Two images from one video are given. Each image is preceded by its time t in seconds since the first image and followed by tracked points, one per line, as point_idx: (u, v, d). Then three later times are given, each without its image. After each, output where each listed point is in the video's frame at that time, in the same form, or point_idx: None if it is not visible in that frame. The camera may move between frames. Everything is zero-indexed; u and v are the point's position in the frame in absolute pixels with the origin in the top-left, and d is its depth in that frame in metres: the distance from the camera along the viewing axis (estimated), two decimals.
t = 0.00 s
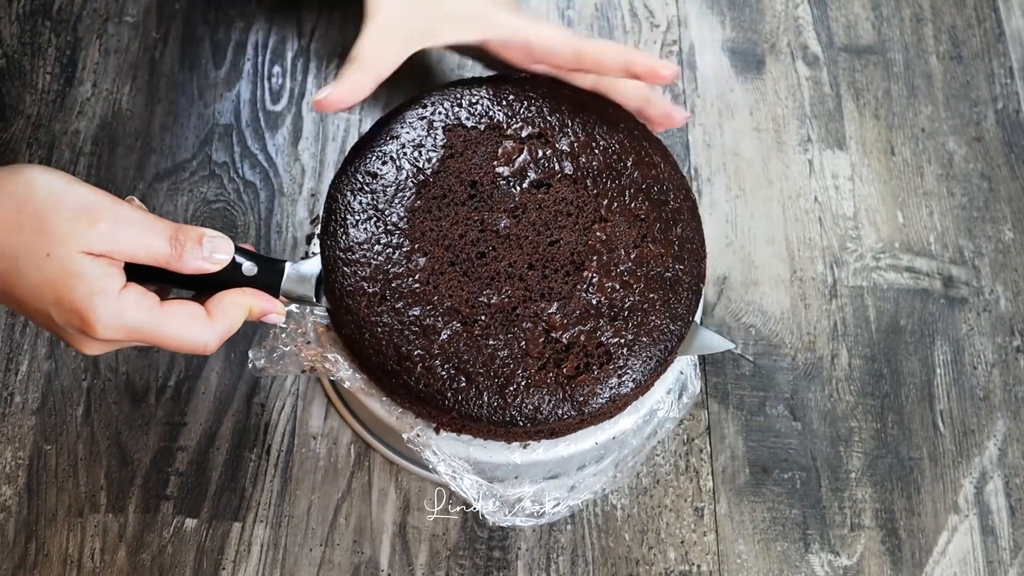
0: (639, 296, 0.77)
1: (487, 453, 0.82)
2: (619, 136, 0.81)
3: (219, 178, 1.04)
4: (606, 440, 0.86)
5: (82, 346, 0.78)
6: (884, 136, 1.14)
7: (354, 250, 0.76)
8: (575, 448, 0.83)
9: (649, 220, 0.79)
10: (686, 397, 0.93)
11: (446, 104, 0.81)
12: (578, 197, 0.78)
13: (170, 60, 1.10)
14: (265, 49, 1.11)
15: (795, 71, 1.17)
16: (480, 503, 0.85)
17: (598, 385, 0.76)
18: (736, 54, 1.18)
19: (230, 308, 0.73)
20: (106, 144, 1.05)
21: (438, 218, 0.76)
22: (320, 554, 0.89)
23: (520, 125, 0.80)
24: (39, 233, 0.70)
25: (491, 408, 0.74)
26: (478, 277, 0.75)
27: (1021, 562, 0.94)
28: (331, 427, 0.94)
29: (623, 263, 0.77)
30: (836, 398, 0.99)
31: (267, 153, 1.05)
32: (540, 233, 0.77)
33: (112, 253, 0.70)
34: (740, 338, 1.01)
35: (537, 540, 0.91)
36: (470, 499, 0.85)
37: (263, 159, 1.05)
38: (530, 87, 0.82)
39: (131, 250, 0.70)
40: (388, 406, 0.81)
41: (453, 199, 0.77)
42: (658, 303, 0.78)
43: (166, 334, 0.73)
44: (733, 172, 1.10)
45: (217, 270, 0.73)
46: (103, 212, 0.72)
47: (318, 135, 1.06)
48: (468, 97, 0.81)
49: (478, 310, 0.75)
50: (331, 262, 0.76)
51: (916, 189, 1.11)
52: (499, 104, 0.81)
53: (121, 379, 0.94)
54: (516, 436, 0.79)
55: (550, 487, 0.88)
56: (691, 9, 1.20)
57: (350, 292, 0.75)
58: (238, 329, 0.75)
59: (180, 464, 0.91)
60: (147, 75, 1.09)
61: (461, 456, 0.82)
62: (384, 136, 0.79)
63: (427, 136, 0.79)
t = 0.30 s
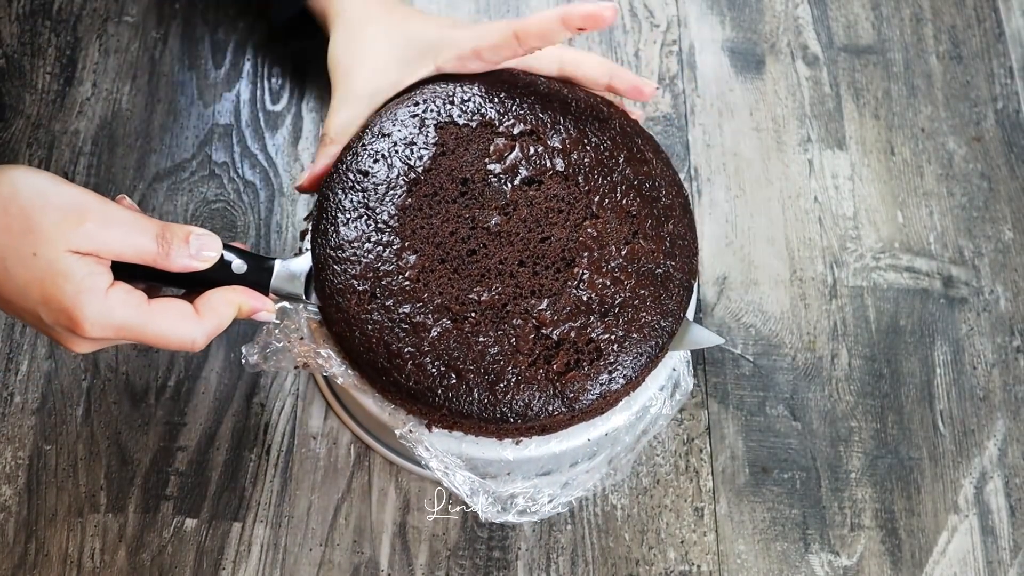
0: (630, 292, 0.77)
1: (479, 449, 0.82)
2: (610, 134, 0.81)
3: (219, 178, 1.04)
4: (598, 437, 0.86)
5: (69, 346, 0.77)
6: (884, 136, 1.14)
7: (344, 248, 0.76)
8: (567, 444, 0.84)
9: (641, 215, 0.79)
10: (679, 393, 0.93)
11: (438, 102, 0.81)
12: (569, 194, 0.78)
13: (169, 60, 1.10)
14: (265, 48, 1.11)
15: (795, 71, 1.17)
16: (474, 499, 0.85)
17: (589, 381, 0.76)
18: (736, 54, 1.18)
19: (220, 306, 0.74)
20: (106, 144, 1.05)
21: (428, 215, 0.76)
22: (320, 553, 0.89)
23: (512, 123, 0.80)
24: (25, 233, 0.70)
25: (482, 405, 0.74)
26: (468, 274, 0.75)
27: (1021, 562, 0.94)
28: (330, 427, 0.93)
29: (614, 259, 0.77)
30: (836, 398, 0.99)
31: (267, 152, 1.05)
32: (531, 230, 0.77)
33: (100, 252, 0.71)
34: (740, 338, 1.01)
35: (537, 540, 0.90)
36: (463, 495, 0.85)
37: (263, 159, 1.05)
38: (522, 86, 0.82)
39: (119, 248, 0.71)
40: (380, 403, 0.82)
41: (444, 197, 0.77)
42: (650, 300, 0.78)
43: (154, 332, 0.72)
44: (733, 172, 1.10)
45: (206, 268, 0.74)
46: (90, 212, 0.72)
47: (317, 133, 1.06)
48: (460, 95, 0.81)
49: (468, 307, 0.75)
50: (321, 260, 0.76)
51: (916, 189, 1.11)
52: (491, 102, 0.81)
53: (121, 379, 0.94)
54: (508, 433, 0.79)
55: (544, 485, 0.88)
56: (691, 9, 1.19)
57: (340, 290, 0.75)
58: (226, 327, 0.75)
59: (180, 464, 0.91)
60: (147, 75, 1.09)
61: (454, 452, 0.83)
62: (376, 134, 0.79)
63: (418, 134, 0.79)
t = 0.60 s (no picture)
0: (628, 293, 0.77)
1: (477, 450, 0.82)
2: (609, 134, 0.81)
3: (219, 178, 1.04)
4: (597, 438, 0.85)
5: (30, 338, 0.79)
6: (884, 136, 1.14)
7: (342, 248, 0.76)
8: (565, 445, 0.83)
9: (640, 216, 0.79)
10: (677, 394, 0.91)
11: (437, 102, 0.81)
12: (568, 195, 0.78)
13: (170, 60, 1.10)
14: (265, 48, 1.11)
15: (795, 71, 1.17)
16: (472, 500, 0.85)
17: (586, 382, 0.75)
18: (736, 54, 1.18)
19: (172, 297, 0.73)
20: (106, 144, 1.05)
21: (427, 216, 0.76)
22: (320, 554, 0.89)
23: (511, 123, 0.80)
24: None
25: (478, 405, 0.75)
26: (466, 275, 0.75)
27: (1021, 562, 0.94)
28: (330, 427, 0.93)
29: (612, 260, 0.77)
30: (836, 398, 0.99)
31: (267, 152, 1.05)
32: (529, 230, 0.77)
33: (47, 244, 0.71)
34: (739, 338, 1.01)
35: (537, 540, 0.91)
36: (462, 496, 0.85)
37: (263, 159, 1.05)
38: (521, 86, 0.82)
39: (64, 240, 0.70)
40: (378, 403, 0.82)
41: (443, 197, 0.77)
42: (647, 301, 0.77)
43: (107, 323, 0.73)
44: (732, 171, 1.10)
45: (159, 256, 0.73)
46: (37, 204, 0.72)
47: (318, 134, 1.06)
48: (459, 95, 0.81)
49: (466, 308, 0.75)
50: (318, 260, 0.76)
51: (916, 189, 1.11)
52: (490, 102, 0.81)
53: (121, 379, 0.94)
54: (505, 434, 0.79)
55: (543, 485, 0.88)
56: (691, 9, 1.20)
57: (338, 290, 0.75)
58: (179, 317, 0.75)
59: (180, 464, 0.91)
60: (147, 75, 1.09)
61: (452, 453, 0.82)
62: (375, 134, 0.79)
63: (418, 134, 0.79)
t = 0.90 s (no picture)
0: (627, 298, 0.77)
1: (470, 454, 0.82)
2: (607, 138, 0.81)
3: (219, 178, 1.04)
4: (590, 443, 0.85)
5: (23, 344, 0.80)
6: (884, 136, 1.14)
7: (341, 252, 0.76)
8: (557, 450, 0.83)
9: (638, 220, 0.79)
10: (671, 401, 0.91)
11: (435, 104, 0.81)
12: (566, 199, 0.78)
13: (169, 60, 1.10)
14: (264, 48, 1.11)
15: (795, 71, 1.17)
16: (463, 504, 0.85)
17: (585, 387, 0.75)
18: (736, 54, 1.18)
19: (168, 300, 0.74)
20: (106, 144, 1.05)
21: (425, 219, 0.76)
22: (320, 554, 0.89)
23: (508, 127, 0.80)
24: None
25: (478, 409, 0.74)
26: (465, 278, 0.75)
27: (1021, 562, 0.94)
28: (330, 428, 0.94)
29: (612, 264, 0.77)
30: (836, 398, 0.99)
31: (267, 152, 1.05)
32: (528, 234, 0.77)
33: (46, 248, 0.71)
34: (739, 338, 1.01)
35: (537, 540, 0.91)
36: (453, 499, 0.84)
37: (263, 159, 1.05)
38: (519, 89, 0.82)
39: (65, 244, 0.71)
40: (371, 404, 0.81)
41: (441, 201, 0.77)
42: (647, 305, 0.77)
43: (105, 327, 0.74)
44: (733, 171, 1.10)
45: (156, 258, 0.74)
46: (34, 207, 0.72)
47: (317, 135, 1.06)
48: (457, 97, 0.81)
49: (465, 312, 0.75)
50: (316, 263, 0.76)
51: (916, 189, 1.11)
52: (488, 105, 0.81)
53: (121, 379, 0.94)
54: (503, 437, 0.79)
55: (534, 490, 0.88)
56: (692, 9, 1.20)
57: (336, 294, 0.75)
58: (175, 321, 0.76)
59: (180, 464, 0.91)
60: (147, 75, 1.09)
61: (444, 456, 0.82)
62: (372, 136, 0.79)
63: (415, 137, 0.79)
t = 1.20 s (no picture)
0: (626, 297, 0.77)
1: (470, 454, 0.82)
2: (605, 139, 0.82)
3: (219, 178, 1.04)
4: (590, 443, 0.85)
5: (20, 343, 0.79)
6: (884, 136, 1.14)
7: (339, 253, 0.76)
8: (557, 451, 0.83)
9: (637, 220, 0.79)
10: (671, 401, 0.91)
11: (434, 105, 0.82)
12: (563, 198, 0.79)
13: (170, 60, 1.10)
14: (265, 48, 1.11)
15: (795, 71, 1.17)
16: (463, 504, 0.85)
17: (583, 386, 0.75)
18: (736, 54, 1.18)
19: (167, 305, 0.74)
20: (106, 144, 1.05)
21: (423, 220, 0.77)
22: (320, 554, 0.89)
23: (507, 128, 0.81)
24: None
25: (476, 409, 0.74)
26: (462, 278, 0.76)
27: (1021, 562, 0.94)
28: (330, 428, 0.94)
29: (610, 263, 0.77)
30: (836, 398, 0.99)
31: (267, 152, 1.05)
32: (525, 234, 0.77)
33: (45, 250, 0.71)
34: (740, 338, 1.01)
35: (537, 540, 0.90)
36: (453, 500, 0.84)
37: (263, 159, 1.05)
38: (518, 90, 0.83)
39: (65, 246, 0.71)
40: (372, 404, 0.82)
41: (439, 201, 0.78)
42: (645, 304, 0.77)
43: (102, 330, 0.74)
44: (733, 171, 1.10)
45: (154, 263, 0.74)
46: (33, 209, 0.72)
47: (318, 136, 1.06)
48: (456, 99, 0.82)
49: (462, 312, 0.75)
50: (314, 265, 0.76)
51: (916, 189, 1.11)
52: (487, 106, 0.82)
53: (121, 379, 0.94)
54: (501, 438, 0.79)
55: (534, 490, 0.88)
56: (691, 9, 1.20)
57: (334, 295, 0.75)
58: (174, 324, 0.76)
59: (181, 464, 0.91)
60: (147, 75, 1.09)
61: (444, 456, 0.82)
62: (372, 139, 0.80)
63: (413, 138, 0.80)
